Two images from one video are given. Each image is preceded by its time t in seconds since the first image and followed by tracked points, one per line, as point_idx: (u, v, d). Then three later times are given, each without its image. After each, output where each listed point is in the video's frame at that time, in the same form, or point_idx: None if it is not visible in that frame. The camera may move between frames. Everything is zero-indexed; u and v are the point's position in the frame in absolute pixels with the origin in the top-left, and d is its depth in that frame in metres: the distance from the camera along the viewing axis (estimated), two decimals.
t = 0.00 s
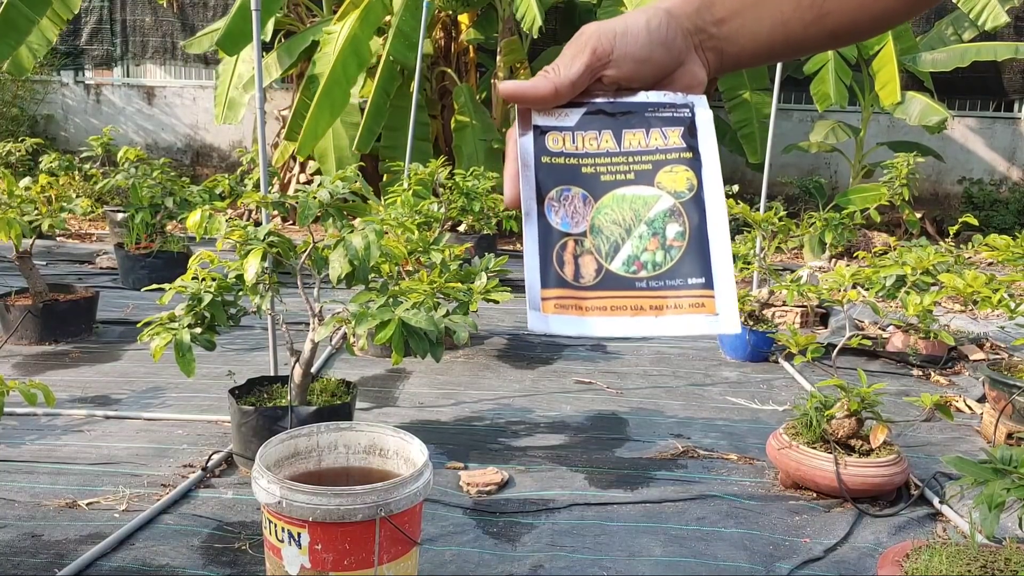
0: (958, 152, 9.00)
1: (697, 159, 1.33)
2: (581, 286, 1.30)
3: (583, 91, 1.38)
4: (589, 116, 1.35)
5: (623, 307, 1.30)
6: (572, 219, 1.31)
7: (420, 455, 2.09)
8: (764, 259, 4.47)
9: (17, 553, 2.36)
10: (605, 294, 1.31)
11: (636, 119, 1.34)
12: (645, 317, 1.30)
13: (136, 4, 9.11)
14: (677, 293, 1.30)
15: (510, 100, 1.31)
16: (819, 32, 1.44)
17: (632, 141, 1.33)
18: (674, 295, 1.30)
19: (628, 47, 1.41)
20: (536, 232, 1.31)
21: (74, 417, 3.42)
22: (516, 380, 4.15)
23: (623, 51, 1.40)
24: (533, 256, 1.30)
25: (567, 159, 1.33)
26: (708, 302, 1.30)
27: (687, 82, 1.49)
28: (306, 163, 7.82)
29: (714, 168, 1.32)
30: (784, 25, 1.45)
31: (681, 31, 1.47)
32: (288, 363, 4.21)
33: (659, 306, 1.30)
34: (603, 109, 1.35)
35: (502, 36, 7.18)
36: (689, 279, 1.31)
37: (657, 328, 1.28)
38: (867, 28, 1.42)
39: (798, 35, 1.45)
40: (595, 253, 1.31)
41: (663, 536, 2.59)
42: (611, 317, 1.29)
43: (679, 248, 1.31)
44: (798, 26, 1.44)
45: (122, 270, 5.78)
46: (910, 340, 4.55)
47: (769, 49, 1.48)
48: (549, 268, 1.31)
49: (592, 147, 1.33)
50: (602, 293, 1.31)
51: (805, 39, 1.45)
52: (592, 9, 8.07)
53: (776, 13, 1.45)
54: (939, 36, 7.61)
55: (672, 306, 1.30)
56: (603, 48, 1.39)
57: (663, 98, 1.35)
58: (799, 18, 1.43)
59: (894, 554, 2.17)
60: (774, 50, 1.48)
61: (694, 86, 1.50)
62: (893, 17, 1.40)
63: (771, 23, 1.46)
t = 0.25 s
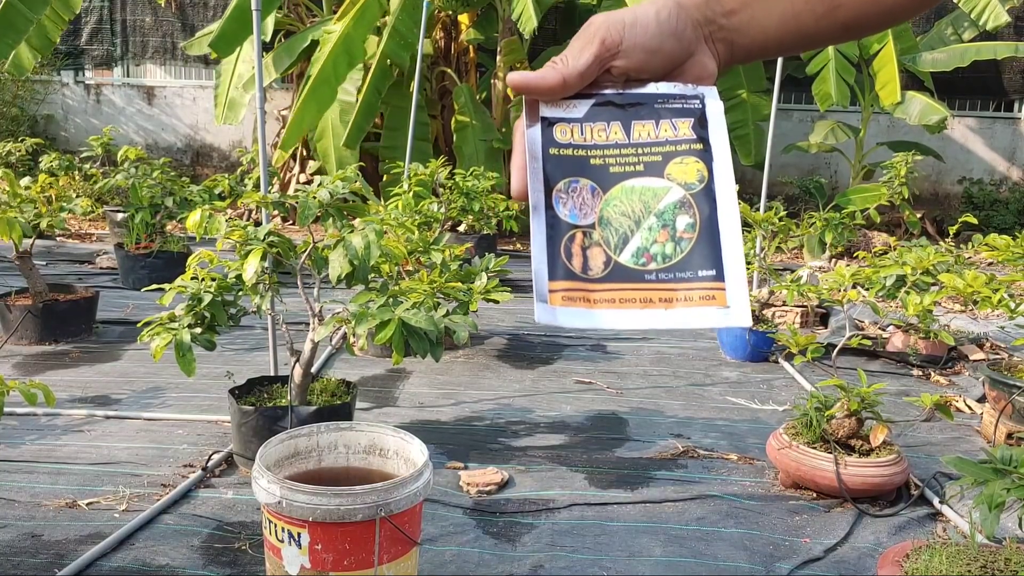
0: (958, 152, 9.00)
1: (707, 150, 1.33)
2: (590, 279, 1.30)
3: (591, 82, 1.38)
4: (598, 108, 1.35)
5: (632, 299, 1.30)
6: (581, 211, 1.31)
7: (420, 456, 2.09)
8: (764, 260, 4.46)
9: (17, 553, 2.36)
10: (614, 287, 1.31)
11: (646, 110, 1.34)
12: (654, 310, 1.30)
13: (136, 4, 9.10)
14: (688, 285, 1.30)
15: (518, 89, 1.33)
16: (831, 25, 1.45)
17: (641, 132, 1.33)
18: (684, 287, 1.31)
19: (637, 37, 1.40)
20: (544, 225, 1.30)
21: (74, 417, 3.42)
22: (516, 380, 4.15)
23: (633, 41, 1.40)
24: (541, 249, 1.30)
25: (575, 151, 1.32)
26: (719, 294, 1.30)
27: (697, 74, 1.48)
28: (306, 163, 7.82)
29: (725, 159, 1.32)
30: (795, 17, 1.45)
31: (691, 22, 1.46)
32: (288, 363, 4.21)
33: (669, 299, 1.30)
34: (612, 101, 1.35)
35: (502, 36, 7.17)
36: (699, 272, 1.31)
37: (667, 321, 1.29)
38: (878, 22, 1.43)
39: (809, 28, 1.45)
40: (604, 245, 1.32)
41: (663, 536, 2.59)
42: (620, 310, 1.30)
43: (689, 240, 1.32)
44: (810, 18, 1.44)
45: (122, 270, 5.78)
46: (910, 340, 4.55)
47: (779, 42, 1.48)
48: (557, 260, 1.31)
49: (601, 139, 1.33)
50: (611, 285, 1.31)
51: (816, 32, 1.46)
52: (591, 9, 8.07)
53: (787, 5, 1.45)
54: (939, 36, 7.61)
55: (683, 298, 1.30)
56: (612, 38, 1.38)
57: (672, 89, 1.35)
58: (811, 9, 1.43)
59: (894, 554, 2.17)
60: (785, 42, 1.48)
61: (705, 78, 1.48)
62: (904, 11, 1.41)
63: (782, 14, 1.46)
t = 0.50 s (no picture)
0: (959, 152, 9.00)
1: (710, 146, 1.33)
2: (592, 275, 1.31)
3: (593, 78, 1.37)
4: (600, 103, 1.35)
5: (634, 296, 1.31)
6: (582, 207, 1.31)
7: (420, 456, 2.09)
8: (764, 259, 4.46)
9: (17, 553, 2.36)
10: (616, 283, 1.31)
11: (648, 105, 1.34)
12: (656, 307, 1.30)
13: (136, 4, 9.10)
14: (690, 282, 1.31)
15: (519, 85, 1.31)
16: (834, 19, 1.44)
17: (643, 127, 1.33)
18: (686, 284, 1.31)
19: (640, 32, 1.39)
20: (546, 222, 1.31)
21: (74, 417, 3.42)
22: (516, 380, 4.15)
23: (635, 36, 1.38)
24: (542, 245, 1.30)
25: (577, 146, 1.32)
26: (721, 290, 1.30)
27: (699, 68, 1.48)
28: (306, 163, 7.82)
29: (727, 155, 1.32)
30: (798, 11, 1.45)
31: (694, 16, 1.46)
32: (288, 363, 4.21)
33: (671, 295, 1.31)
34: (614, 95, 1.35)
35: (502, 36, 7.17)
36: (701, 268, 1.31)
37: (669, 317, 1.29)
38: (881, 16, 1.43)
39: (812, 22, 1.45)
40: (606, 241, 1.32)
41: (663, 536, 2.59)
42: (621, 306, 1.30)
43: (691, 236, 1.32)
44: (813, 13, 1.44)
45: (122, 270, 5.78)
46: (911, 340, 4.56)
47: (782, 36, 1.47)
48: (559, 257, 1.31)
49: (603, 134, 1.33)
50: (613, 282, 1.31)
51: (819, 26, 1.45)
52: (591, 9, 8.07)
53: None
54: (939, 36, 7.61)
55: (685, 294, 1.30)
56: (614, 33, 1.37)
57: (675, 83, 1.35)
58: (814, 4, 1.43)
59: (894, 554, 2.17)
60: (787, 36, 1.48)
61: (707, 72, 1.49)
62: (907, 7, 1.41)
63: (786, 8, 1.45)
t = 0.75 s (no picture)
0: (958, 152, 9.00)
1: (709, 146, 1.33)
2: (593, 277, 1.29)
3: (591, 80, 1.38)
4: (598, 105, 1.35)
5: (635, 298, 1.29)
6: (582, 209, 1.31)
7: (420, 456, 2.09)
8: (764, 259, 4.46)
9: (17, 553, 2.36)
10: (617, 285, 1.30)
11: (646, 107, 1.35)
12: (659, 308, 1.29)
13: (136, 4, 9.11)
14: (691, 283, 1.30)
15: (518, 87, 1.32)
16: (829, 20, 1.44)
17: (642, 129, 1.34)
18: (688, 285, 1.30)
19: (637, 34, 1.40)
20: (546, 223, 1.29)
21: (74, 417, 3.42)
22: (516, 380, 4.15)
23: (632, 38, 1.39)
24: (543, 247, 1.29)
25: (576, 148, 1.32)
26: (723, 291, 1.30)
27: (697, 69, 1.48)
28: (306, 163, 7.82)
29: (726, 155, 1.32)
30: (793, 12, 1.44)
31: (690, 18, 1.46)
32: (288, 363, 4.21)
33: (673, 296, 1.30)
34: (612, 97, 1.35)
35: (502, 36, 7.17)
36: (703, 269, 1.31)
37: (672, 319, 1.28)
38: (876, 17, 1.43)
39: (807, 23, 1.45)
40: (606, 243, 1.31)
41: (663, 536, 2.59)
42: (623, 309, 1.29)
43: (691, 237, 1.32)
44: (808, 14, 1.44)
45: (121, 270, 5.78)
46: (911, 340, 4.56)
47: (778, 37, 1.47)
48: (560, 258, 1.29)
49: (602, 136, 1.33)
50: (614, 283, 1.30)
51: (814, 28, 1.45)
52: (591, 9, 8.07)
53: None
54: (939, 36, 7.61)
55: (686, 296, 1.30)
56: (612, 35, 1.38)
57: (673, 85, 1.36)
58: (809, 5, 1.43)
59: (894, 554, 2.17)
60: (783, 38, 1.48)
61: (704, 74, 1.48)
62: (901, 7, 1.41)
63: (781, 9, 1.45)
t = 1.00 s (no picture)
0: (958, 152, 9.00)
1: (699, 148, 1.33)
2: (583, 277, 1.29)
3: (583, 82, 1.37)
4: (589, 107, 1.35)
5: (626, 298, 1.30)
6: (573, 210, 1.31)
7: (420, 456, 2.09)
8: (764, 259, 4.46)
9: (17, 553, 2.36)
10: (607, 286, 1.30)
11: (637, 108, 1.34)
12: (649, 308, 1.30)
13: (136, 4, 9.12)
14: (682, 283, 1.30)
15: (510, 91, 1.31)
16: (819, 24, 1.41)
17: (633, 131, 1.33)
18: (679, 285, 1.30)
19: (627, 36, 1.39)
20: (537, 223, 1.29)
21: (74, 417, 3.42)
22: (516, 380, 4.15)
23: (624, 40, 1.39)
24: (533, 247, 1.29)
25: (567, 150, 1.33)
26: (713, 291, 1.30)
27: (687, 72, 1.47)
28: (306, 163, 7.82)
29: (717, 157, 1.32)
30: (784, 16, 1.42)
31: (681, 21, 1.45)
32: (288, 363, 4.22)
33: (663, 297, 1.30)
34: (603, 100, 1.35)
35: (502, 36, 7.18)
36: (693, 269, 1.31)
37: (663, 319, 1.28)
38: (868, 21, 1.40)
39: (798, 28, 1.42)
40: (597, 243, 1.31)
41: (663, 536, 2.59)
42: (614, 309, 1.29)
43: (682, 238, 1.32)
44: (798, 19, 1.42)
45: (122, 270, 5.78)
46: (911, 340, 4.56)
47: (769, 42, 1.46)
48: (550, 259, 1.29)
49: (593, 138, 1.33)
50: (605, 284, 1.30)
51: (805, 32, 1.43)
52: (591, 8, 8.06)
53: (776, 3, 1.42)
54: (939, 36, 7.61)
55: (677, 296, 1.30)
56: (603, 36, 1.37)
57: (664, 87, 1.35)
58: (798, 9, 1.41)
59: (894, 554, 2.17)
60: (775, 41, 1.46)
61: (695, 76, 1.48)
62: (893, 11, 1.37)
63: (771, 13, 1.43)
